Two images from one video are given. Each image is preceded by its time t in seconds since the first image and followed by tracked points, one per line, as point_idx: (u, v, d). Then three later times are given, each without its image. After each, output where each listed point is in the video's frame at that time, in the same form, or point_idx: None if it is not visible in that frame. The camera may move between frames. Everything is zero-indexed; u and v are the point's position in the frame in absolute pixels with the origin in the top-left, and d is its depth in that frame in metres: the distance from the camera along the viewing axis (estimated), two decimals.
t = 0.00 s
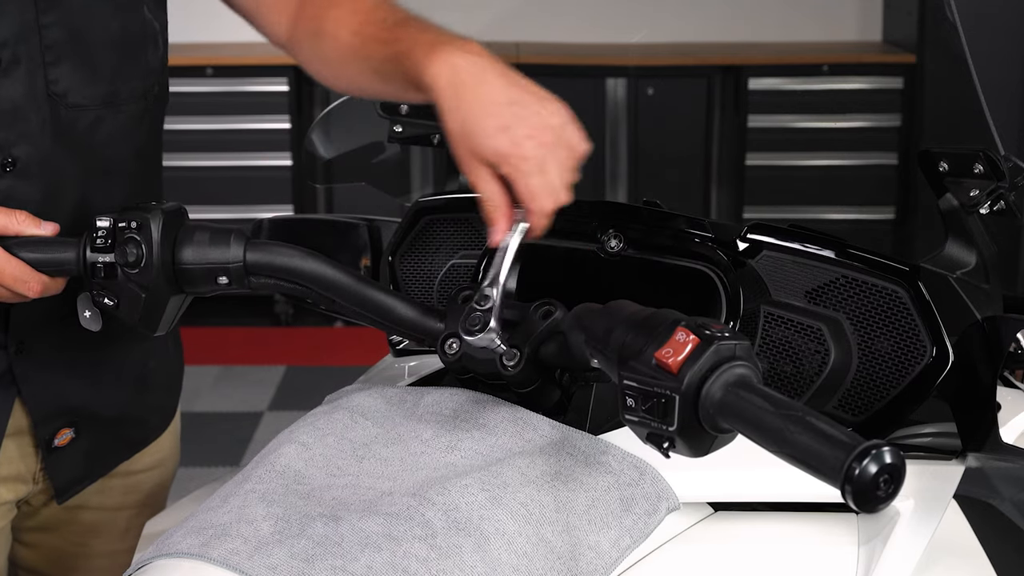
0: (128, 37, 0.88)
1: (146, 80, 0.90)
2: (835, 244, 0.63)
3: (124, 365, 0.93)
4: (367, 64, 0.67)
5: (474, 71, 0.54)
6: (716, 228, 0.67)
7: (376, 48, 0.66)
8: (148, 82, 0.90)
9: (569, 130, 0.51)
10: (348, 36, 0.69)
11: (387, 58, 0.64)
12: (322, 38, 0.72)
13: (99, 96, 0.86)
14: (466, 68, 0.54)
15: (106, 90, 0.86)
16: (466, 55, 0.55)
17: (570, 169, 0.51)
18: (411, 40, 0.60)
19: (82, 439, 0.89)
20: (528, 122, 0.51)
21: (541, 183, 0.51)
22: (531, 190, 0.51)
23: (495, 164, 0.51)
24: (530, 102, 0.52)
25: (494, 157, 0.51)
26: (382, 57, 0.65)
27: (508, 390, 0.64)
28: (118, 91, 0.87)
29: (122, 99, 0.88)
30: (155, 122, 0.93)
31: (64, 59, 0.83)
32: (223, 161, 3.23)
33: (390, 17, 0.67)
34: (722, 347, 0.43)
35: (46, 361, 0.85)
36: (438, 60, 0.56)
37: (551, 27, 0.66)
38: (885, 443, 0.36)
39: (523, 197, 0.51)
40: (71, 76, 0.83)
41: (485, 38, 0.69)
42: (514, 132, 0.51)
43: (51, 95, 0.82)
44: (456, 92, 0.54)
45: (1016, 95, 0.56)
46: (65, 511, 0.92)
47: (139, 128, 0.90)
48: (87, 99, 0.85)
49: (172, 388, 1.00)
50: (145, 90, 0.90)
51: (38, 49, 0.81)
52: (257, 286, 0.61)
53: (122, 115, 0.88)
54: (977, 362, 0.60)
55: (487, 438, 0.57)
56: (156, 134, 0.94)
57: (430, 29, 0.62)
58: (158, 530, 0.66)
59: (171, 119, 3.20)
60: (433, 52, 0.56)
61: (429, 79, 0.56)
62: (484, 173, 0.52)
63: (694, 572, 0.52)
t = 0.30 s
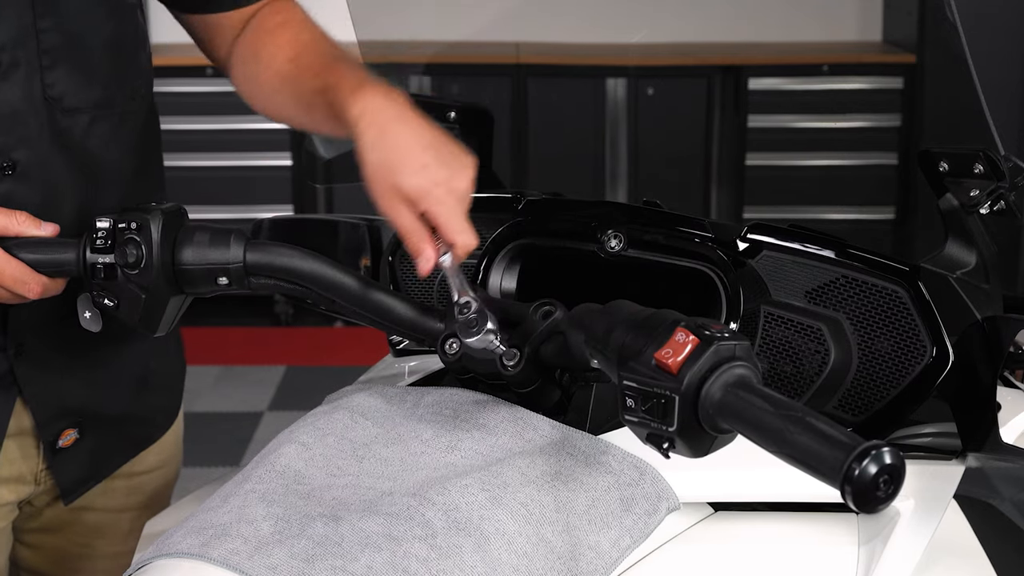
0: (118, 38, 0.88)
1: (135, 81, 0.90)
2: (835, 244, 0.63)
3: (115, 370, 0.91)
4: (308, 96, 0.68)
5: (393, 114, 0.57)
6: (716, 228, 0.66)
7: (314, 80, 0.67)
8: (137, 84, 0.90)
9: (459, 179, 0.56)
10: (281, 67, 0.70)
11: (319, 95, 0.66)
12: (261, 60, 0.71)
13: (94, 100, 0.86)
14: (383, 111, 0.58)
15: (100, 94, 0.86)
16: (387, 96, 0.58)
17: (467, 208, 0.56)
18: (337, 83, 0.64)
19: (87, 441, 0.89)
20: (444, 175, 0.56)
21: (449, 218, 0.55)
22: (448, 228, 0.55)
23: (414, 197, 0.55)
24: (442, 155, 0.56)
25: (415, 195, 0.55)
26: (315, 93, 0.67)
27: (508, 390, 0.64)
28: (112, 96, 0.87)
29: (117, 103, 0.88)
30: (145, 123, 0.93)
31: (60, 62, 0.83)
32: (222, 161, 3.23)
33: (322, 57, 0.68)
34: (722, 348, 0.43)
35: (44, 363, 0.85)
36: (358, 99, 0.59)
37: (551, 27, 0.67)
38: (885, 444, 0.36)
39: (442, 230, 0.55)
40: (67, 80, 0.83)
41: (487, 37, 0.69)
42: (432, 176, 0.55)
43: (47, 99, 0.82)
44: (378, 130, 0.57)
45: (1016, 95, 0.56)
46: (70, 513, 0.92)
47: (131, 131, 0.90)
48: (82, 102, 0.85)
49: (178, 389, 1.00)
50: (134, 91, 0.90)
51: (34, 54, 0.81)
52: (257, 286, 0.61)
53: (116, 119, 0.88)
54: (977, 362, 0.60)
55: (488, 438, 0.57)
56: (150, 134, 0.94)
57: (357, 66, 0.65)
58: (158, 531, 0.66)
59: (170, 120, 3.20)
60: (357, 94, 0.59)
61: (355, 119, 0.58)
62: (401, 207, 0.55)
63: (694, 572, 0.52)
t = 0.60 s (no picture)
0: (125, 39, 0.87)
1: (144, 81, 0.90)
2: (835, 244, 0.62)
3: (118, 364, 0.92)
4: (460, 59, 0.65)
5: (587, 100, 0.59)
6: (716, 228, 0.66)
7: (464, 49, 0.65)
8: (147, 83, 0.90)
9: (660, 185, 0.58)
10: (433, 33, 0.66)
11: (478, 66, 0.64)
12: (417, 31, 0.67)
13: (95, 96, 0.86)
14: (579, 97, 0.59)
15: (103, 91, 0.86)
16: (574, 80, 0.59)
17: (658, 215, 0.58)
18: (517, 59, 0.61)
19: (81, 435, 0.89)
20: (623, 172, 0.57)
21: (647, 222, 0.57)
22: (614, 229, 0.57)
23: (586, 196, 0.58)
24: (626, 147, 0.57)
25: (588, 192, 0.57)
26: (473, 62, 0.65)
27: (508, 390, 0.64)
28: (115, 92, 0.87)
29: (120, 100, 0.87)
30: (151, 119, 0.92)
31: (60, 59, 0.83)
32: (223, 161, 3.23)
33: (481, 17, 0.65)
34: (722, 348, 0.43)
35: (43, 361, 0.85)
36: (545, 82, 0.59)
37: (554, 25, 0.68)
38: (885, 444, 0.36)
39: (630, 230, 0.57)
40: (66, 76, 0.83)
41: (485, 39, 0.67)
42: (610, 172, 0.56)
43: (46, 95, 0.82)
44: (559, 121, 0.58)
45: (1016, 95, 0.56)
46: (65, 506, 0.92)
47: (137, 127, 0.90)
48: (82, 99, 0.85)
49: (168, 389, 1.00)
50: (142, 90, 0.90)
51: (33, 50, 0.82)
52: (257, 287, 0.61)
53: (118, 117, 0.88)
54: (977, 362, 0.60)
55: (487, 438, 0.57)
56: (152, 134, 0.93)
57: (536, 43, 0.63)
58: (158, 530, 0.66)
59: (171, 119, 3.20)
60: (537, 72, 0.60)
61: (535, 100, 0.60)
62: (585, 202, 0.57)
63: (694, 571, 0.52)
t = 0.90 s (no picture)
0: (127, 38, 0.88)
1: (141, 81, 0.90)
2: (835, 244, 0.63)
3: (113, 369, 0.92)
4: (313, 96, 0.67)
5: (382, 121, 0.62)
6: (716, 228, 0.66)
7: (320, 94, 0.67)
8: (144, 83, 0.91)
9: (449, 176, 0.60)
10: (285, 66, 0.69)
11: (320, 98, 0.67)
12: (261, 59, 0.71)
13: (100, 99, 0.86)
14: (373, 118, 0.63)
15: (105, 92, 0.87)
16: (375, 108, 0.64)
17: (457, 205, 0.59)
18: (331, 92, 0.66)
19: (76, 441, 0.89)
20: (428, 176, 0.59)
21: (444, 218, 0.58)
22: (436, 225, 0.58)
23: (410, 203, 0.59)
24: (431, 156, 0.61)
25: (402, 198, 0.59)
26: (314, 93, 0.67)
27: (508, 389, 0.64)
28: (117, 93, 0.88)
29: (120, 100, 0.88)
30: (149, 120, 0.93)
31: (64, 60, 0.83)
32: (223, 161, 3.23)
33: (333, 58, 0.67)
34: (722, 348, 0.43)
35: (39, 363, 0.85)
36: (351, 111, 0.64)
37: (551, 27, 0.67)
38: (885, 444, 0.36)
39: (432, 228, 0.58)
40: (71, 78, 0.84)
41: (487, 37, 0.69)
42: (414, 178, 0.59)
43: (51, 97, 0.83)
44: (363, 139, 0.62)
45: (1016, 94, 0.56)
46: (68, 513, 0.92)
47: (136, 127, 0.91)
48: (86, 100, 0.85)
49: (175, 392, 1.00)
50: (139, 90, 0.91)
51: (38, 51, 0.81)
52: (258, 287, 0.61)
53: (119, 118, 0.88)
54: (977, 363, 0.60)
55: (487, 438, 0.57)
56: (150, 133, 0.94)
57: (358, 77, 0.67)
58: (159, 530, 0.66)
59: (171, 119, 3.20)
60: (349, 102, 0.64)
61: (344, 132, 0.64)
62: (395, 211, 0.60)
63: (694, 572, 0.52)
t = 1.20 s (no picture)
0: (111, 38, 0.88)
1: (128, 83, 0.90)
2: (834, 244, 0.63)
3: (110, 366, 0.93)
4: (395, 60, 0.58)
5: (473, 71, 0.51)
6: (716, 228, 0.66)
7: (371, 50, 0.61)
8: (131, 86, 0.90)
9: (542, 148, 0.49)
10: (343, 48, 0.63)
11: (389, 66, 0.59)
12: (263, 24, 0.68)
13: (78, 99, 0.86)
14: (469, 69, 0.51)
15: (86, 94, 0.86)
16: (469, 52, 0.52)
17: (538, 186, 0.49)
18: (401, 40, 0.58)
19: (70, 440, 0.89)
20: (515, 141, 0.49)
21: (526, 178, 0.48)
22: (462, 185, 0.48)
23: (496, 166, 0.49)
24: (519, 116, 0.49)
25: (487, 160, 0.49)
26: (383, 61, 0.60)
27: (508, 389, 0.64)
28: (97, 96, 0.87)
29: (101, 102, 0.87)
30: (135, 124, 0.93)
31: (47, 61, 0.83)
32: (223, 161, 3.23)
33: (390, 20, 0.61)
34: (722, 348, 0.43)
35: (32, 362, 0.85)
36: (440, 57, 0.52)
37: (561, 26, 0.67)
38: (885, 444, 0.36)
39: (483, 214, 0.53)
40: (53, 79, 0.83)
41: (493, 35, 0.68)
42: (512, 142, 0.48)
43: (34, 98, 0.82)
44: (460, 92, 0.50)
45: (1018, 97, 0.57)
46: (59, 509, 0.92)
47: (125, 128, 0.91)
48: (68, 102, 0.85)
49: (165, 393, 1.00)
50: (127, 93, 0.90)
51: (23, 51, 0.81)
52: (258, 287, 0.61)
53: (99, 119, 0.88)
54: (977, 363, 0.60)
55: (488, 438, 0.57)
56: (139, 134, 0.94)
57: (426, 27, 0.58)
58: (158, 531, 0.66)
59: (171, 119, 3.20)
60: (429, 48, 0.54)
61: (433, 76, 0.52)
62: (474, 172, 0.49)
63: (693, 572, 0.52)
